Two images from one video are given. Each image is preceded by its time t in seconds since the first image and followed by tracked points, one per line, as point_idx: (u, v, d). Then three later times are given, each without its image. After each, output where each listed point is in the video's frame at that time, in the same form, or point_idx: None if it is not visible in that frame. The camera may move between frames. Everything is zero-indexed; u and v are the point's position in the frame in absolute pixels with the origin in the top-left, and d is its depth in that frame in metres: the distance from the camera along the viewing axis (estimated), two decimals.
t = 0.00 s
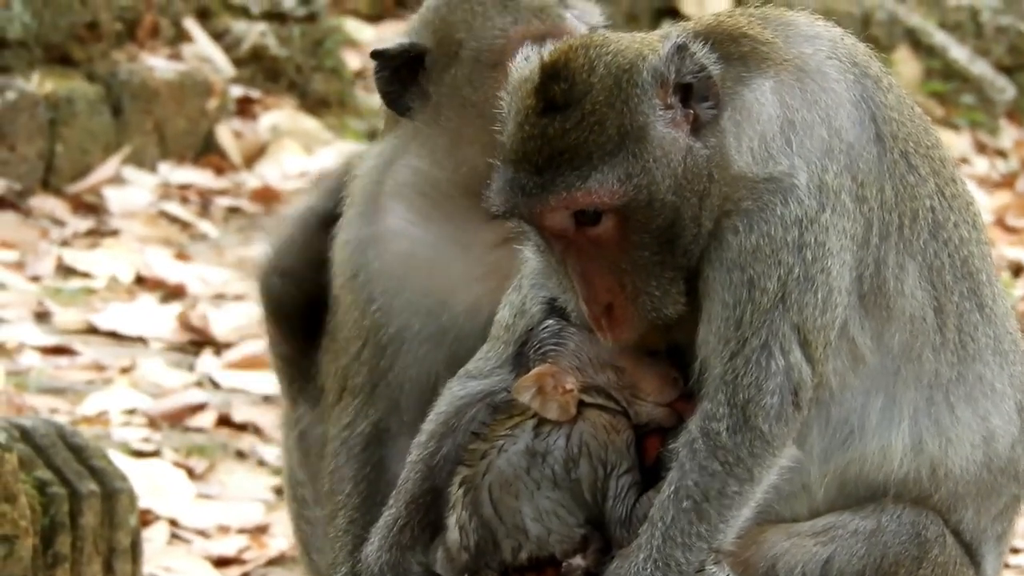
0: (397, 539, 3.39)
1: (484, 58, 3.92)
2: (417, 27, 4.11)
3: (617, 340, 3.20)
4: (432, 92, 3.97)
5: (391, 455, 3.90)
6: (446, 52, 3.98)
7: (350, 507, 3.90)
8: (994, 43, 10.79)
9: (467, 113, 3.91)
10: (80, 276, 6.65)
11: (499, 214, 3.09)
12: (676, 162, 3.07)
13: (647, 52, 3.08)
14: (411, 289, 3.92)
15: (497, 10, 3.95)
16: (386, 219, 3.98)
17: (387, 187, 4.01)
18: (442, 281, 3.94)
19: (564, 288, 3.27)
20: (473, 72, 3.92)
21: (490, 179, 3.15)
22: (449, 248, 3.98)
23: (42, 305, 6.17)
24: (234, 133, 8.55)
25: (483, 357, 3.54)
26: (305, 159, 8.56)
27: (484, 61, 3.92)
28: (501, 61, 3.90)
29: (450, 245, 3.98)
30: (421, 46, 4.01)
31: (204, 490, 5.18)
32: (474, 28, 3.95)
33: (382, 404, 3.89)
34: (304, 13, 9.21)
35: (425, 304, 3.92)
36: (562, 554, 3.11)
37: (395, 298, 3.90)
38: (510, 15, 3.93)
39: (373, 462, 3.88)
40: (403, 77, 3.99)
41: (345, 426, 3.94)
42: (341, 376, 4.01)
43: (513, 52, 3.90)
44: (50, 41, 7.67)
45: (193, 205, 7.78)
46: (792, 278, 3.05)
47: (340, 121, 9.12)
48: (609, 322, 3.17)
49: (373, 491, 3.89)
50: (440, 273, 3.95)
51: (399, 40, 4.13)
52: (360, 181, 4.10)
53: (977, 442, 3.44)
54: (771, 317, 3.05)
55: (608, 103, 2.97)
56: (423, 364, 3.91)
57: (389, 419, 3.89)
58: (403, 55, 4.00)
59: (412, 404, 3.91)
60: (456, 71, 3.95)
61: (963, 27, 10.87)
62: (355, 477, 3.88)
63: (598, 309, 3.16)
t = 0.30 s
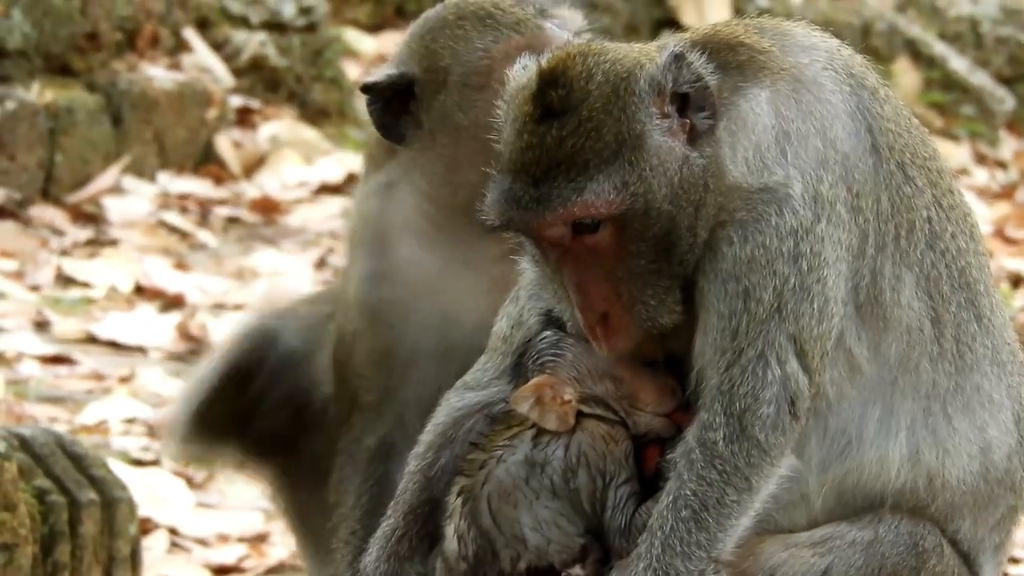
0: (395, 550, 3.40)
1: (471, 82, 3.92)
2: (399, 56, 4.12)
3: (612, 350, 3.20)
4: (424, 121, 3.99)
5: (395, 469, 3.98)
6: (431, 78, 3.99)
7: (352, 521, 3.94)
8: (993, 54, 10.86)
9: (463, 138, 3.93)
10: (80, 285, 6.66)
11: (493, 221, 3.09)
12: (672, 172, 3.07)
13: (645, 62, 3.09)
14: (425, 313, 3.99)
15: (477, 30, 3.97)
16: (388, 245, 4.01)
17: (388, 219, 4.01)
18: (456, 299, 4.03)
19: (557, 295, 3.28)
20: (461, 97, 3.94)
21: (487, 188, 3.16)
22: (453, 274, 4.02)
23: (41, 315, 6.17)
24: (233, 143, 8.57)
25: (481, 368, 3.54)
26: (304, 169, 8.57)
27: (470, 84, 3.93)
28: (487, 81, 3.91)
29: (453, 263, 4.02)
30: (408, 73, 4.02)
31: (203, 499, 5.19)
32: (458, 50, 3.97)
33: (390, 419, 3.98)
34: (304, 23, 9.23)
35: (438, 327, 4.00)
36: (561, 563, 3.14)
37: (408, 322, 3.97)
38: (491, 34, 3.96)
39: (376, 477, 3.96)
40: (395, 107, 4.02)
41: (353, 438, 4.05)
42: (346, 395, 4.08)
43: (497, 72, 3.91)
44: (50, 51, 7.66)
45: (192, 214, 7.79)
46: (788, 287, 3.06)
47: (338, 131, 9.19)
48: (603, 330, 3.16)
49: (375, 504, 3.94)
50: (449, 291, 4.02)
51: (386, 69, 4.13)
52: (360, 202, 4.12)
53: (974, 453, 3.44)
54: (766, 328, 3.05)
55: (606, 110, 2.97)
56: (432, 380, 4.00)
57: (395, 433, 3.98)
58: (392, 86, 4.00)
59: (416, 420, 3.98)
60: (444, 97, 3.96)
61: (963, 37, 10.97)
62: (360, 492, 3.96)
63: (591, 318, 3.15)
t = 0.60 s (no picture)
0: (390, 561, 3.40)
1: (474, 111, 3.93)
2: (400, 83, 4.10)
3: (601, 336, 3.14)
4: (427, 148, 3.98)
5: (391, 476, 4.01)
6: (435, 106, 3.98)
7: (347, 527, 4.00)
8: (989, 62, 10.86)
9: (463, 167, 3.94)
10: (75, 295, 6.67)
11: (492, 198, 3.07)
12: (676, 159, 3.08)
13: (652, 49, 3.12)
14: (420, 329, 4.06)
15: (480, 57, 3.98)
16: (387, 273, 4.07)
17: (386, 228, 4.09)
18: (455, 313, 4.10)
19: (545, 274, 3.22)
20: (464, 128, 3.93)
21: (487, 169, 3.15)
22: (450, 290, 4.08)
23: (37, 324, 6.18)
24: (228, 153, 8.58)
25: (476, 377, 3.55)
26: (300, 178, 8.58)
27: (471, 113, 3.93)
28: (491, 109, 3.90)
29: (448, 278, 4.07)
30: (412, 99, 4.00)
31: (199, 508, 5.20)
32: (462, 81, 3.96)
33: (382, 426, 4.04)
34: (299, 34, 9.28)
35: (435, 342, 4.08)
36: (558, 571, 3.15)
37: (405, 338, 4.05)
38: (494, 60, 3.96)
39: (371, 484, 4.00)
40: (397, 130, 3.97)
41: (349, 447, 4.10)
42: (343, 402, 4.18)
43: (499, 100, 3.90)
44: (46, 60, 7.68)
45: (187, 224, 7.79)
46: (786, 297, 3.06)
47: (334, 140, 9.16)
48: (591, 313, 3.10)
49: (371, 511, 3.98)
50: (446, 306, 4.09)
51: (385, 98, 4.08)
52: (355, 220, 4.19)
53: (972, 455, 3.45)
54: (764, 336, 3.06)
55: (612, 90, 2.99)
56: (423, 390, 4.07)
57: (388, 441, 4.03)
58: (397, 109, 3.96)
59: (411, 429, 4.05)
60: (446, 127, 3.96)
61: (960, 46, 11.02)
62: (354, 499, 4.01)
63: (582, 300, 3.09)
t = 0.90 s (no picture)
0: (386, 565, 3.40)
1: (469, 126, 3.93)
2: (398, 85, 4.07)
3: (584, 282, 3.03)
4: (425, 162, 3.97)
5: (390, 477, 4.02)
6: (431, 120, 3.96)
7: (345, 529, 3.98)
8: (987, 65, 10.90)
9: (463, 183, 3.93)
10: (74, 298, 6.66)
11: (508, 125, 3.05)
12: (695, 126, 3.05)
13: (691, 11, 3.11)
14: (420, 329, 4.03)
15: (476, 70, 3.96)
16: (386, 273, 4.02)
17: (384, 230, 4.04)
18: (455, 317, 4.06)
19: (538, 222, 3.18)
20: (460, 144, 3.94)
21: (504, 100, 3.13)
22: (449, 291, 4.03)
23: (36, 328, 6.18)
24: (226, 156, 8.57)
25: (475, 378, 3.54)
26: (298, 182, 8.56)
27: (467, 130, 3.93)
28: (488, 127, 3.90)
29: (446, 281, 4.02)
30: (409, 110, 3.97)
31: (197, 511, 5.17)
32: (458, 95, 3.95)
33: (381, 426, 4.02)
34: (298, 36, 9.23)
35: (435, 342, 4.04)
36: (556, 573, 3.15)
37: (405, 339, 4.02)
38: (489, 73, 3.95)
39: (370, 486, 4.00)
40: (395, 143, 3.95)
41: (345, 449, 4.06)
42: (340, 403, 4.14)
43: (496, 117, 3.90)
44: (43, 64, 7.69)
45: (185, 228, 7.79)
46: (781, 299, 3.06)
47: (332, 145, 9.09)
48: (580, 250, 3.01)
49: (368, 513, 3.98)
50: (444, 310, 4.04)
51: (382, 109, 4.07)
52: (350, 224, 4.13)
53: (970, 457, 3.46)
54: (758, 338, 3.05)
55: (650, 38, 2.98)
56: (424, 392, 4.04)
57: (387, 442, 4.02)
58: (393, 123, 3.94)
59: (411, 431, 4.03)
60: (442, 142, 3.96)
61: (956, 48, 10.97)
62: (353, 500, 3.99)
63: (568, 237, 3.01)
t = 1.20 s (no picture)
0: (389, 569, 3.41)
1: (445, 141, 4.03)
2: (380, 103, 4.21)
3: (586, 231, 3.04)
4: (406, 178, 4.08)
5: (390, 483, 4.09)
6: (407, 138, 4.08)
7: (347, 535, 4.03)
8: (987, 66, 10.92)
9: (442, 197, 4.04)
10: (74, 300, 6.66)
11: (544, 60, 3.15)
12: (721, 97, 3.09)
13: None
14: (423, 336, 4.13)
15: (448, 83, 4.06)
16: (386, 284, 4.13)
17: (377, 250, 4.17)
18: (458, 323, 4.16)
19: (548, 170, 3.19)
20: (435, 159, 4.05)
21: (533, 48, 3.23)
22: (449, 305, 4.14)
23: (36, 330, 6.18)
24: (226, 158, 8.56)
25: (476, 381, 3.53)
26: (298, 183, 8.57)
27: (441, 145, 4.03)
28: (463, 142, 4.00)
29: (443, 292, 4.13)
30: (389, 130, 4.09)
31: (198, 514, 5.17)
32: (432, 111, 4.06)
33: (382, 433, 4.10)
34: (298, 38, 9.21)
35: (438, 350, 4.15)
36: None
37: (407, 346, 4.12)
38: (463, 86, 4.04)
39: (371, 494, 4.06)
40: (378, 162, 4.07)
41: (349, 456, 4.13)
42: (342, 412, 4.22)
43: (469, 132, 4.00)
44: (43, 66, 7.69)
45: (186, 230, 7.79)
46: (776, 293, 3.05)
47: (332, 146, 9.18)
48: (580, 195, 3.03)
49: (371, 519, 4.04)
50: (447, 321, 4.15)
51: (363, 129, 4.18)
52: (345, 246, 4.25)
53: (967, 464, 3.46)
54: (752, 332, 3.05)
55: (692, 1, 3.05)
56: (425, 401, 4.12)
57: (388, 448, 4.09)
58: (376, 143, 4.07)
59: (412, 436, 4.11)
60: (420, 158, 4.06)
61: (956, 50, 10.98)
62: (356, 509, 4.05)
63: (573, 179, 3.05)
